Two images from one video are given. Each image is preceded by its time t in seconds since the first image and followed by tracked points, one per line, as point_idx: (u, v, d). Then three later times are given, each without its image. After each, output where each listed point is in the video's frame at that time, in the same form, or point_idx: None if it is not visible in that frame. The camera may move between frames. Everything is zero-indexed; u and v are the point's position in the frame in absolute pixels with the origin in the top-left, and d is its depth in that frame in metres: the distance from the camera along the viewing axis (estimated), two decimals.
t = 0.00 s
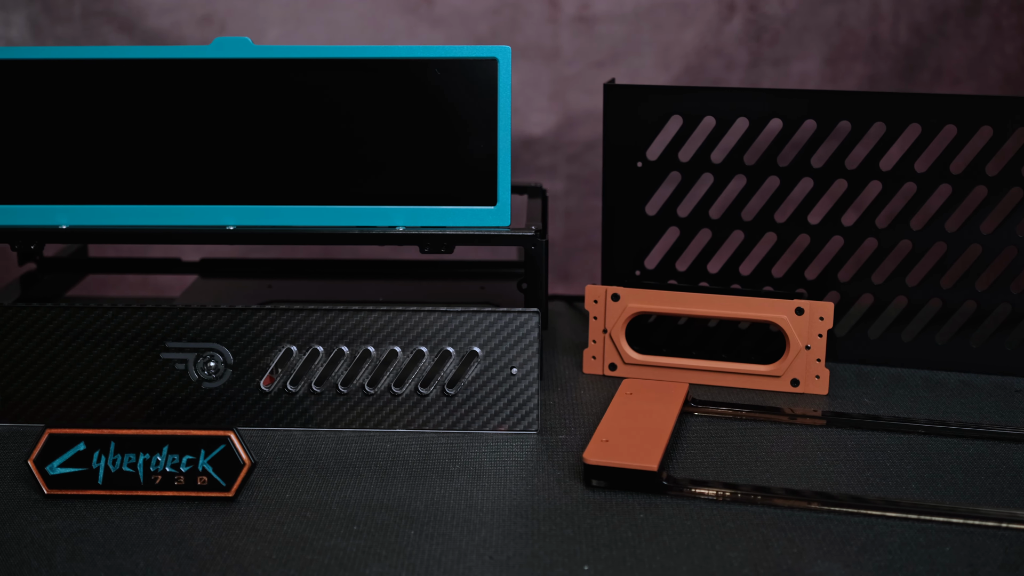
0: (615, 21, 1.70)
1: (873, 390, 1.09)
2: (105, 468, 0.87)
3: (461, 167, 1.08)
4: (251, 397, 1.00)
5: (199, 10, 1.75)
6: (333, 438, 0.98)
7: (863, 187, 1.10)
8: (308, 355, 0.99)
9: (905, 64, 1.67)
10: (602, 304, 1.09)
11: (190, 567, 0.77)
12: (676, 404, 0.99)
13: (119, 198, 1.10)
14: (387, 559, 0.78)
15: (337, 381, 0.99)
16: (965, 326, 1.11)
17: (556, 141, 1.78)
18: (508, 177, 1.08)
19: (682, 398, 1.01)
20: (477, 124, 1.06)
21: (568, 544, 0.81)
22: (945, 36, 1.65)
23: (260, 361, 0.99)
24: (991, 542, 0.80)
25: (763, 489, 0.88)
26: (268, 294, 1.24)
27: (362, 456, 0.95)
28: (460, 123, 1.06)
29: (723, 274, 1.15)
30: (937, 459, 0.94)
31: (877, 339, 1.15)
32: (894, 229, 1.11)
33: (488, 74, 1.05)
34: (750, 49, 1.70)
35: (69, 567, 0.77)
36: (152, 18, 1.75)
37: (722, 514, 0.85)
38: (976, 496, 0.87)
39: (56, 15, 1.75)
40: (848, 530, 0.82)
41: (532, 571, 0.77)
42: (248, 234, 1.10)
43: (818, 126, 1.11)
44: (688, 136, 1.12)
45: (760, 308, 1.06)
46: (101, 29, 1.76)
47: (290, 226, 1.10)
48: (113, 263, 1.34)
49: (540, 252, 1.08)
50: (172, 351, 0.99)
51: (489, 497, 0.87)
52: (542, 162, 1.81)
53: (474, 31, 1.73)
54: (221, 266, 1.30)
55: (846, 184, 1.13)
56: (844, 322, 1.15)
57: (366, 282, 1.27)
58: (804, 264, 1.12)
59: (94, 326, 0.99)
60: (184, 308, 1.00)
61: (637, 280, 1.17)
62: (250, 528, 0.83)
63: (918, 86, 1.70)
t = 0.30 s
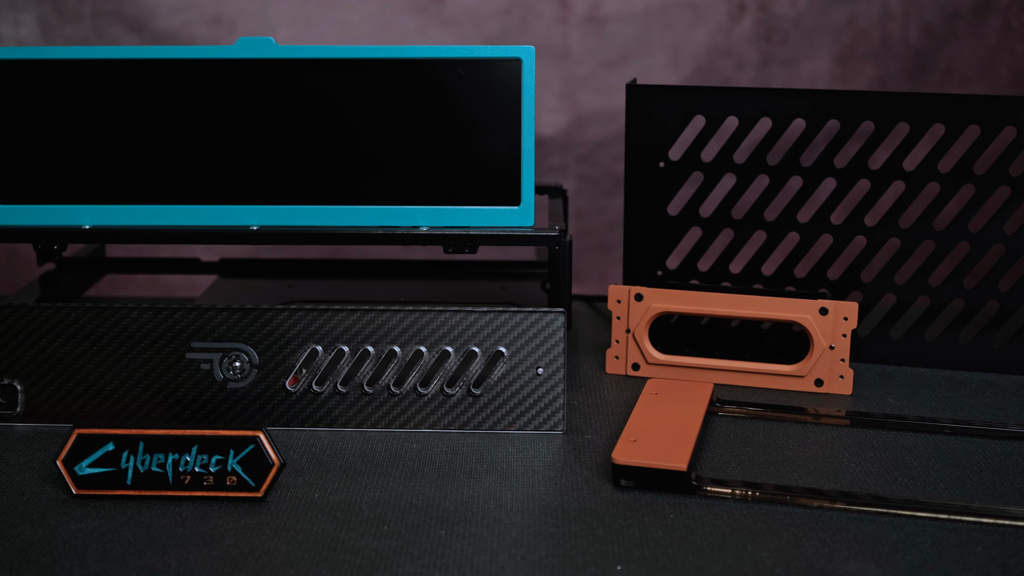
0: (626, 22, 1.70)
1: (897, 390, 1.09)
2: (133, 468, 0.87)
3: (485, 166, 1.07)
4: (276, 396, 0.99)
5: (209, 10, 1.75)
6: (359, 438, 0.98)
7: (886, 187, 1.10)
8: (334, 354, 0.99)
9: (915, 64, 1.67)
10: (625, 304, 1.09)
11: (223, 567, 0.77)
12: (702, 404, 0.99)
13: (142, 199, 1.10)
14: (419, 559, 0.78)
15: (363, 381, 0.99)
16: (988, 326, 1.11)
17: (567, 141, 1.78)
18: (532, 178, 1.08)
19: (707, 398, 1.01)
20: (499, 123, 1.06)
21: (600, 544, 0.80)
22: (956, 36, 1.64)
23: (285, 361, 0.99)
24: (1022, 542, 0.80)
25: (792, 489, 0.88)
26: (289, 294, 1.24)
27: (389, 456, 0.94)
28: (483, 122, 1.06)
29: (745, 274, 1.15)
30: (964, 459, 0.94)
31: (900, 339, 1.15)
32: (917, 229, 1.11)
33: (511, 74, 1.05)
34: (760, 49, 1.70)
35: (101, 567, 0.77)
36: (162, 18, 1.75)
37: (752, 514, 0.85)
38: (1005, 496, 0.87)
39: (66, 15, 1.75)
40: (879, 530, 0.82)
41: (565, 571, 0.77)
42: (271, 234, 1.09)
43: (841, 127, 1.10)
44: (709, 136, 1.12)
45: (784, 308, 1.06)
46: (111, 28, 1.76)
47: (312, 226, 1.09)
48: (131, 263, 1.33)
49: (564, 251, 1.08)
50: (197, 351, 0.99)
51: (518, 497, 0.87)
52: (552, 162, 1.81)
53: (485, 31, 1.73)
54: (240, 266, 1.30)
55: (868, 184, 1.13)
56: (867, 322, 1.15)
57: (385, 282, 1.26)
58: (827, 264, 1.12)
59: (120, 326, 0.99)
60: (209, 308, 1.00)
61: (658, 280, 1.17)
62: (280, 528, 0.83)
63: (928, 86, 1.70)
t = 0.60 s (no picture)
0: (636, 21, 1.70)
1: (920, 390, 1.09)
2: (162, 468, 0.87)
3: (508, 166, 1.07)
4: (302, 396, 0.99)
5: (219, 10, 1.75)
6: (385, 438, 0.98)
7: (909, 187, 1.10)
8: (359, 354, 0.99)
9: (925, 64, 1.67)
10: (648, 304, 1.09)
11: (255, 568, 0.77)
12: (727, 404, 0.99)
13: (166, 198, 1.10)
14: (451, 559, 0.78)
15: (389, 381, 0.99)
16: (1010, 326, 1.11)
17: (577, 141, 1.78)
18: (555, 177, 1.08)
19: (733, 398, 1.01)
20: (521, 123, 1.06)
21: (631, 544, 0.80)
22: (965, 35, 1.64)
23: (311, 361, 0.99)
24: None
25: (820, 489, 0.88)
26: (309, 294, 1.23)
27: (415, 456, 0.94)
28: (506, 122, 1.06)
29: (767, 274, 1.15)
30: (991, 459, 0.94)
31: (922, 339, 1.15)
32: (940, 229, 1.10)
33: (536, 74, 1.06)
34: (771, 48, 1.69)
35: (133, 568, 0.77)
36: (172, 18, 1.75)
37: (782, 514, 0.85)
38: None
39: (75, 15, 1.75)
40: (910, 530, 0.82)
41: (598, 571, 0.77)
42: (295, 234, 1.08)
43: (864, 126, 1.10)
44: (730, 136, 1.11)
45: (809, 308, 1.06)
46: (120, 28, 1.76)
47: (335, 226, 1.09)
48: (149, 263, 1.33)
49: (587, 252, 1.07)
50: (222, 351, 0.99)
51: (547, 497, 0.87)
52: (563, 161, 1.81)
53: (495, 31, 1.73)
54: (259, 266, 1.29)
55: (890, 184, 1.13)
56: (888, 323, 1.15)
57: (405, 282, 1.26)
58: (849, 264, 1.12)
59: (145, 326, 0.99)
60: (234, 308, 1.00)
61: (680, 280, 1.17)
62: (311, 528, 0.83)
63: (938, 86, 1.70)
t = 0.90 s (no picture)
0: (646, 21, 1.70)
1: (944, 390, 1.09)
2: (191, 468, 0.87)
3: (530, 166, 1.08)
4: (327, 396, 0.99)
5: (230, 10, 1.75)
6: (411, 438, 0.98)
7: (932, 187, 1.10)
8: (385, 354, 0.99)
9: (935, 64, 1.67)
10: (671, 304, 1.09)
11: (288, 567, 0.77)
12: (754, 404, 0.99)
13: (189, 198, 1.10)
14: (484, 559, 0.78)
15: (414, 381, 0.99)
16: None
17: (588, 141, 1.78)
18: (579, 178, 1.08)
19: (758, 398, 1.01)
20: (542, 123, 1.07)
21: (663, 544, 0.80)
22: (975, 35, 1.64)
23: (336, 361, 0.99)
24: None
25: (849, 489, 0.88)
26: (330, 294, 1.23)
27: (443, 457, 0.94)
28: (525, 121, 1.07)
29: (789, 274, 1.15)
30: (1018, 458, 0.94)
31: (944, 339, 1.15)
32: (963, 229, 1.10)
33: (559, 74, 1.06)
34: (781, 48, 1.70)
35: (166, 568, 0.77)
36: (182, 18, 1.75)
37: (812, 514, 0.85)
38: None
39: (85, 15, 1.75)
40: (941, 530, 0.82)
41: (631, 571, 0.77)
42: (319, 234, 1.08)
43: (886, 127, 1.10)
44: (752, 136, 1.11)
45: (833, 308, 1.06)
46: (130, 28, 1.76)
47: (359, 226, 1.09)
48: (168, 263, 1.33)
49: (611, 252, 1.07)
50: (248, 351, 0.99)
51: (576, 497, 0.87)
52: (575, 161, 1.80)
53: (505, 31, 1.73)
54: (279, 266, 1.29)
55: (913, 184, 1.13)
56: (910, 323, 1.15)
57: (425, 282, 1.26)
58: (872, 263, 1.12)
59: (171, 326, 0.99)
60: (259, 308, 1.00)
61: (701, 280, 1.17)
62: (342, 528, 0.83)
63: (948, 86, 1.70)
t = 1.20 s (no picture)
0: (657, 21, 1.70)
1: (969, 390, 1.09)
2: (222, 469, 0.87)
3: (552, 166, 1.08)
4: (353, 397, 0.99)
5: (240, 10, 1.75)
6: (438, 438, 0.98)
7: (956, 187, 1.10)
8: (411, 354, 0.99)
9: (945, 64, 1.67)
10: (695, 304, 1.09)
11: (322, 568, 0.77)
12: (781, 404, 0.98)
13: (213, 199, 1.10)
14: (518, 559, 0.78)
15: (441, 381, 0.99)
16: None
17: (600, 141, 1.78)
18: (604, 178, 1.08)
19: (785, 398, 1.01)
20: (566, 123, 1.07)
21: (696, 544, 0.81)
22: (986, 35, 1.64)
23: (363, 360, 0.99)
24: None
25: (879, 489, 0.88)
26: (351, 294, 1.23)
27: (471, 457, 0.94)
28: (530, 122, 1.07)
29: (813, 274, 1.15)
30: None
31: (967, 339, 1.14)
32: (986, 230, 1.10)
33: (584, 74, 1.06)
34: (791, 49, 1.70)
35: (200, 568, 0.77)
36: (192, 18, 1.75)
37: (843, 514, 0.85)
38: None
39: (95, 15, 1.74)
40: (973, 530, 0.82)
41: (665, 571, 0.77)
42: (343, 234, 1.08)
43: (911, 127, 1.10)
44: (774, 136, 1.11)
45: (858, 308, 1.06)
46: (141, 28, 1.75)
47: (382, 226, 1.09)
48: (187, 263, 1.33)
49: (637, 251, 1.07)
50: (274, 352, 0.99)
51: (607, 497, 0.87)
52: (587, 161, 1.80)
53: (515, 31, 1.73)
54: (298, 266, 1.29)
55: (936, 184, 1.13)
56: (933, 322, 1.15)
57: (445, 282, 1.26)
58: (896, 263, 1.12)
59: (196, 326, 0.99)
60: (285, 307, 1.00)
61: (724, 280, 1.17)
62: (374, 528, 0.83)
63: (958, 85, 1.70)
